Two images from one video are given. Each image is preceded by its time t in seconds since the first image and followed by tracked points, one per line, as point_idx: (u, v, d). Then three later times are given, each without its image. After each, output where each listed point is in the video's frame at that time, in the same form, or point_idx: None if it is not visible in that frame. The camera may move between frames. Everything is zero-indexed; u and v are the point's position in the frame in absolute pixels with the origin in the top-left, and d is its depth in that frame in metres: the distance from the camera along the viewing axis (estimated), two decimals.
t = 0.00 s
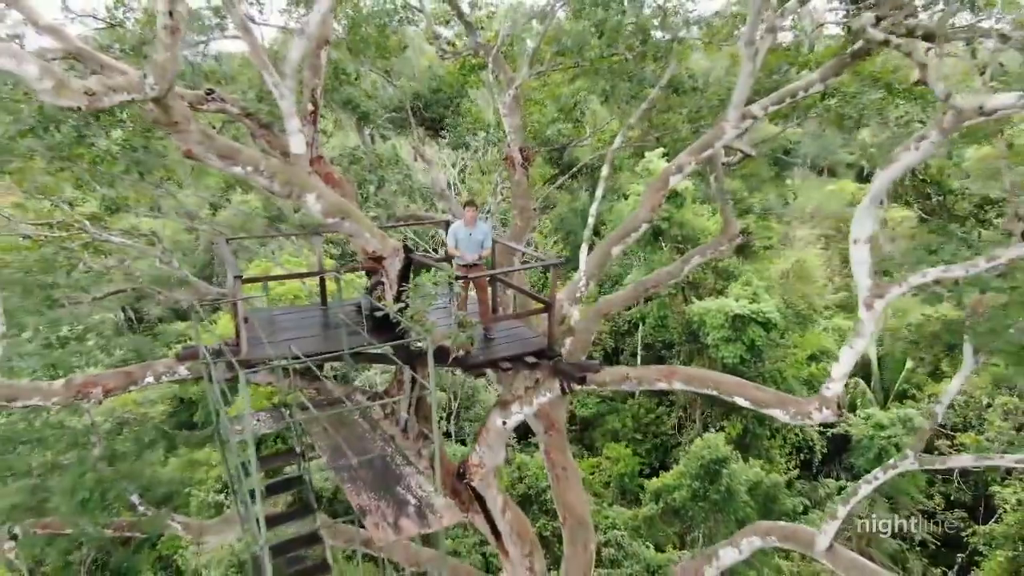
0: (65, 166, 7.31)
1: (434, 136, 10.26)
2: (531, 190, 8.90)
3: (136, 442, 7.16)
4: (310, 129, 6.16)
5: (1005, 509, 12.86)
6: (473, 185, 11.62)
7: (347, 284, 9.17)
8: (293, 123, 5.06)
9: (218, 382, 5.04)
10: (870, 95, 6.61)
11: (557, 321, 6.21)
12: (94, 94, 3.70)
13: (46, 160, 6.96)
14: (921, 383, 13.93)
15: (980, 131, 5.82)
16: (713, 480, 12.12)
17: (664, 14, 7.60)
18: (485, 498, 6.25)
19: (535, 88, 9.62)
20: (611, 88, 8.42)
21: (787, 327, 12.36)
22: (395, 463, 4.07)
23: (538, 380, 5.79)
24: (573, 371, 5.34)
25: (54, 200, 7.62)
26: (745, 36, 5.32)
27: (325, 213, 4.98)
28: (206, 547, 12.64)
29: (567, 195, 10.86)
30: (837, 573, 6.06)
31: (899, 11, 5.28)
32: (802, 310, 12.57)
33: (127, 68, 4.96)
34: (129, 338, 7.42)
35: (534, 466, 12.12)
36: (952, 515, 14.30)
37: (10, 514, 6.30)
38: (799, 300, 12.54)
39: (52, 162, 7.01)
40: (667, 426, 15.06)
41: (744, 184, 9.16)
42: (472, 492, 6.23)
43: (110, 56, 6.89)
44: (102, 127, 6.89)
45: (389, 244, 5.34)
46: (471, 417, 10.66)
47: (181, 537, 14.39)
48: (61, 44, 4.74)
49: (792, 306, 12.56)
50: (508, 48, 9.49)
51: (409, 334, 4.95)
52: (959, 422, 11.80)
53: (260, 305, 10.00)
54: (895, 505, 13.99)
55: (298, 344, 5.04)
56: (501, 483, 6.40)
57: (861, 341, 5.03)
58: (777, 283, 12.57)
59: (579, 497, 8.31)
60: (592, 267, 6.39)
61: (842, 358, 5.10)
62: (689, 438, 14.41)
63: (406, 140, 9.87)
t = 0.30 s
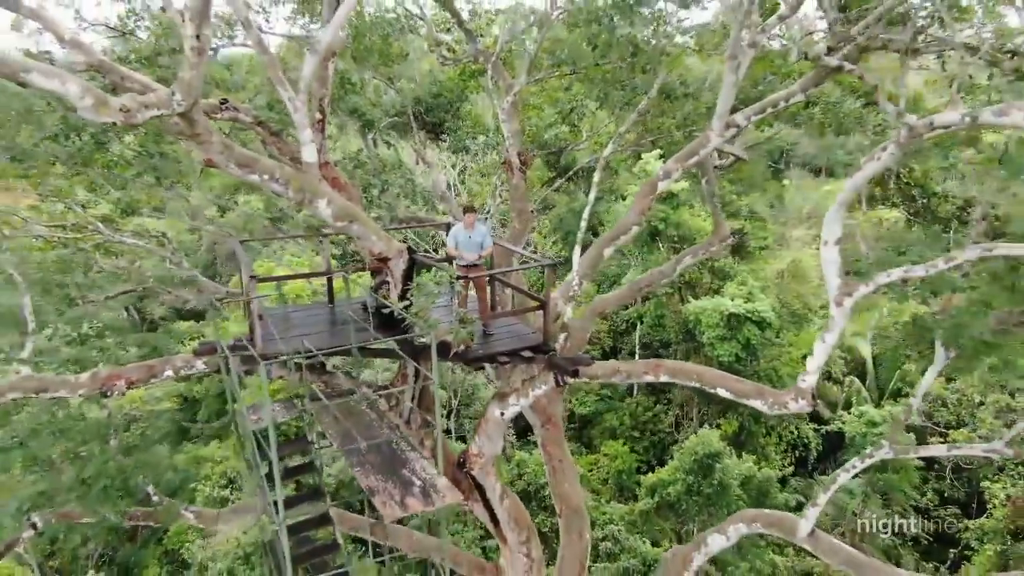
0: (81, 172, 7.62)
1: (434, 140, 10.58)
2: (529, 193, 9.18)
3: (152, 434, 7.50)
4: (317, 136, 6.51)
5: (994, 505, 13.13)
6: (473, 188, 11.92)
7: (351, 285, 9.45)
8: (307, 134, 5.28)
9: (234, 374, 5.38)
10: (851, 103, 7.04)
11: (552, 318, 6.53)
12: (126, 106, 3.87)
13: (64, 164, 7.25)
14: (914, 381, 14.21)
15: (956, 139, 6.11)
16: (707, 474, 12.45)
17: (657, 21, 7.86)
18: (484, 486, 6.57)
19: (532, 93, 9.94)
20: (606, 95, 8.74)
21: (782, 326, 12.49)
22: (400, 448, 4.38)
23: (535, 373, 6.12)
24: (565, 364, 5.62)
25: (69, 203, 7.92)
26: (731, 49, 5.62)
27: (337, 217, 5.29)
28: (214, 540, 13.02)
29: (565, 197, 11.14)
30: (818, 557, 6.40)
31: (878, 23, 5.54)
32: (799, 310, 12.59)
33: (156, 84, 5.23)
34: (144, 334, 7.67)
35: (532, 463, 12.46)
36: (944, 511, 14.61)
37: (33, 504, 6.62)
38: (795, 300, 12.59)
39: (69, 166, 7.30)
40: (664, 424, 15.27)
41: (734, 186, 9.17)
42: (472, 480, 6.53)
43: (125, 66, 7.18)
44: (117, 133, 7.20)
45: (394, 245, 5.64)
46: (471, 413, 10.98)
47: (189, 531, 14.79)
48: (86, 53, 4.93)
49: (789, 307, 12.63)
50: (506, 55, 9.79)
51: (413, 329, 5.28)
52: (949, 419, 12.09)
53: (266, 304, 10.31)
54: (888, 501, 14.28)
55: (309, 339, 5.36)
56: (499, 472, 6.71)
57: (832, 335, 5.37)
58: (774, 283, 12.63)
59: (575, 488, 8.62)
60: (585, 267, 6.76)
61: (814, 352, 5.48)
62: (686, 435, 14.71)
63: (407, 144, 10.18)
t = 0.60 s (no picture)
0: (97, 175, 7.94)
1: (435, 143, 10.91)
2: (527, 195, 9.49)
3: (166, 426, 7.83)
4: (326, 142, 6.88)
5: (983, 500, 13.45)
6: (473, 189, 12.24)
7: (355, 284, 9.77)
8: (317, 142, 5.76)
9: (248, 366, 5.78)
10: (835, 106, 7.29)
11: (548, 314, 6.88)
12: (155, 116, 4.22)
13: (82, 168, 7.58)
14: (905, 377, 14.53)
15: (933, 143, 6.42)
16: (700, 467, 12.80)
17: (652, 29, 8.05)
18: (484, 473, 6.90)
19: (532, 98, 10.23)
20: (602, 100, 9.07)
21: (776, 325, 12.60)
22: (405, 432, 4.70)
23: (532, 366, 6.45)
24: (558, 356, 5.95)
25: (85, 205, 8.24)
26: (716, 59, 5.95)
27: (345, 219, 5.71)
28: (221, 533, 13.36)
29: (563, 198, 11.47)
30: (801, 540, 6.74)
31: (859, 33, 5.82)
32: (793, 310, 12.55)
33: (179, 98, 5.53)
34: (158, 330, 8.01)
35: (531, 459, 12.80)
36: (938, 507, 14.91)
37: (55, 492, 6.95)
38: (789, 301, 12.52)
39: (87, 170, 7.62)
40: (661, 421, 15.71)
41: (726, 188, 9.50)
42: (472, 467, 6.86)
43: (139, 73, 7.48)
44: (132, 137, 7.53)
45: (399, 245, 5.99)
46: (473, 409, 11.32)
47: (195, 525, 15.14)
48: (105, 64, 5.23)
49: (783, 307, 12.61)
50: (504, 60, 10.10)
51: (416, 323, 5.62)
52: (939, 415, 12.39)
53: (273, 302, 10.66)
54: (880, 496, 14.58)
55: (320, 333, 5.69)
56: (498, 460, 7.04)
57: (807, 328, 5.68)
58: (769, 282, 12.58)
59: (571, 480, 8.93)
60: (579, 266, 7.13)
61: (791, 344, 5.80)
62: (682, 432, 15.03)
63: (409, 147, 10.51)
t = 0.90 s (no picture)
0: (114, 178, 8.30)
1: (437, 146, 11.27)
2: (526, 197, 9.83)
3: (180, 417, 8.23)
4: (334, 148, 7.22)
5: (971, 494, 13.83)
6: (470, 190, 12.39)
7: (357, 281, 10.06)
8: (329, 150, 6.23)
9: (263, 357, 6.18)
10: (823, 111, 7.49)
11: (544, 310, 7.26)
12: (182, 125, 4.62)
13: (99, 172, 7.93)
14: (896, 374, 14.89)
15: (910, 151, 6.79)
16: (694, 460, 13.17)
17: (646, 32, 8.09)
18: (484, 461, 7.24)
19: (530, 102, 10.54)
20: (597, 105, 9.42)
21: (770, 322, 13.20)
22: (410, 418, 5.05)
23: (530, 359, 6.83)
24: (554, 349, 6.32)
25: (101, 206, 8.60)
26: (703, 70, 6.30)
27: (354, 220, 6.11)
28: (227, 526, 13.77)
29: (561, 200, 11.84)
30: (786, 526, 7.12)
31: (836, 45, 6.18)
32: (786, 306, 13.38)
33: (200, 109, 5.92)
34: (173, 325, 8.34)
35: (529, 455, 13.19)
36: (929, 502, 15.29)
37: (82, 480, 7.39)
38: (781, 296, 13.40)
39: (104, 173, 7.98)
40: (658, 418, 16.02)
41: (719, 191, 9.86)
42: (472, 456, 7.20)
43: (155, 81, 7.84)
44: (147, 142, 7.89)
45: (405, 245, 6.36)
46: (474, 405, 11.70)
47: (203, 518, 15.54)
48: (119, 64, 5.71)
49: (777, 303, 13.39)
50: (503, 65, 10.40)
51: (420, 318, 5.98)
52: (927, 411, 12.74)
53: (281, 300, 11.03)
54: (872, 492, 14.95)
55: (329, 327, 6.05)
56: (497, 448, 7.39)
57: (784, 322, 6.03)
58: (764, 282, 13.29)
59: (568, 472, 9.24)
60: (574, 266, 7.45)
61: (770, 337, 6.17)
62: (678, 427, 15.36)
63: (412, 150, 10.87)
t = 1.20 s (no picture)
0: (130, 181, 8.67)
1: (438, 149, 11.64)
2: (524, 199, 10.20)
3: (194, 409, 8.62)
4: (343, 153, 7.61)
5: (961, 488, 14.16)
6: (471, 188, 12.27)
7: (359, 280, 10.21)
8: (338, 157, 6.66)
9: (276, 351, 6.59)
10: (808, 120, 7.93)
11: (539, 307, 7.66)
12: (207, 135, 5.01)
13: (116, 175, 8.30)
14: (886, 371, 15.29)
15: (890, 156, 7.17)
16: (688, 454, 13.56)
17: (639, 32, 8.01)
18: (483, 450, 7.62)
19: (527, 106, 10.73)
20: (593, 110, 9.82)
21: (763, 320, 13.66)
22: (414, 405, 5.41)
23: (526, 352, 7.21)
24: (549, 343, 6.71)
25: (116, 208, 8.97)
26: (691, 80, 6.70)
27: (362, 222, 6.52)
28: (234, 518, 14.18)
29: (559, 202, 12.25)
30: (770, 512, 7.51)
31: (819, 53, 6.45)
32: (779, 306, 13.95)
33: (219, 121, 6.31)
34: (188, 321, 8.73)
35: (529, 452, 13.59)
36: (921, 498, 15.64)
37: (102, 468, 7.78)
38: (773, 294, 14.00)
39: (121, 176, 8.35)
40: (655, 415, 16.40)
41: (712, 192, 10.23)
42: (473, 445, 7.58)
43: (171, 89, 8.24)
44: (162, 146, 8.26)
45: (409, 245, 6.67)
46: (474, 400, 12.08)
47: (209, 512, 15.91)
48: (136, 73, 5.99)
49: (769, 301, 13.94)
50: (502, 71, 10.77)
51: (423, 314, 6.36)
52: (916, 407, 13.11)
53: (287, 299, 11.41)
54: (865, 487, 15.28)
55: (337, 323, 6.43)
56: (496, 438, 7.77)
57: (763, 317, 6.41)
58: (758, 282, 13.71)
59: (565, 464, 9.60)
60: (568, 265, 7.84)
61: (751, 331, 6.56)
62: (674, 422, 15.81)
63: (414, 153, 11.24)
